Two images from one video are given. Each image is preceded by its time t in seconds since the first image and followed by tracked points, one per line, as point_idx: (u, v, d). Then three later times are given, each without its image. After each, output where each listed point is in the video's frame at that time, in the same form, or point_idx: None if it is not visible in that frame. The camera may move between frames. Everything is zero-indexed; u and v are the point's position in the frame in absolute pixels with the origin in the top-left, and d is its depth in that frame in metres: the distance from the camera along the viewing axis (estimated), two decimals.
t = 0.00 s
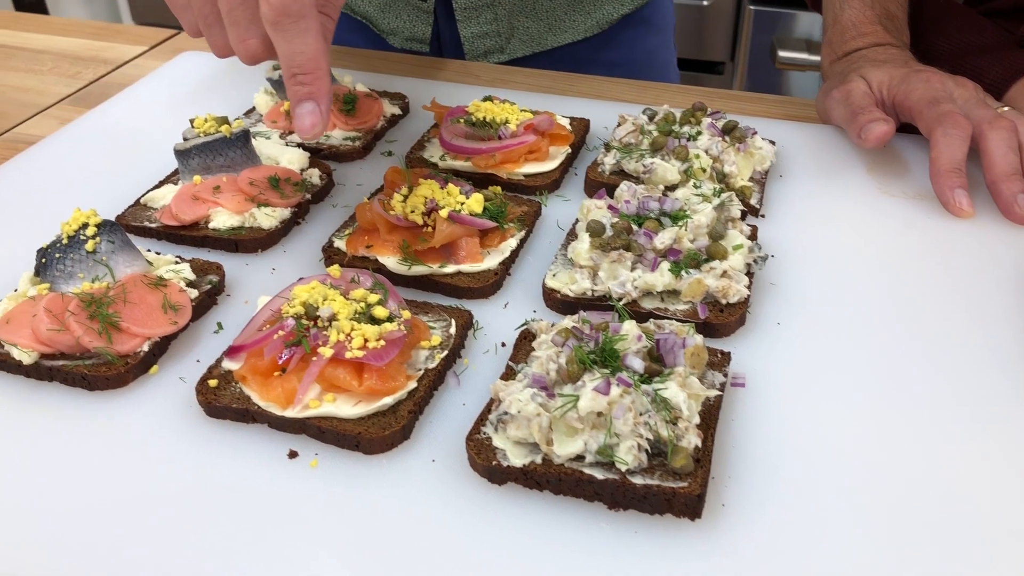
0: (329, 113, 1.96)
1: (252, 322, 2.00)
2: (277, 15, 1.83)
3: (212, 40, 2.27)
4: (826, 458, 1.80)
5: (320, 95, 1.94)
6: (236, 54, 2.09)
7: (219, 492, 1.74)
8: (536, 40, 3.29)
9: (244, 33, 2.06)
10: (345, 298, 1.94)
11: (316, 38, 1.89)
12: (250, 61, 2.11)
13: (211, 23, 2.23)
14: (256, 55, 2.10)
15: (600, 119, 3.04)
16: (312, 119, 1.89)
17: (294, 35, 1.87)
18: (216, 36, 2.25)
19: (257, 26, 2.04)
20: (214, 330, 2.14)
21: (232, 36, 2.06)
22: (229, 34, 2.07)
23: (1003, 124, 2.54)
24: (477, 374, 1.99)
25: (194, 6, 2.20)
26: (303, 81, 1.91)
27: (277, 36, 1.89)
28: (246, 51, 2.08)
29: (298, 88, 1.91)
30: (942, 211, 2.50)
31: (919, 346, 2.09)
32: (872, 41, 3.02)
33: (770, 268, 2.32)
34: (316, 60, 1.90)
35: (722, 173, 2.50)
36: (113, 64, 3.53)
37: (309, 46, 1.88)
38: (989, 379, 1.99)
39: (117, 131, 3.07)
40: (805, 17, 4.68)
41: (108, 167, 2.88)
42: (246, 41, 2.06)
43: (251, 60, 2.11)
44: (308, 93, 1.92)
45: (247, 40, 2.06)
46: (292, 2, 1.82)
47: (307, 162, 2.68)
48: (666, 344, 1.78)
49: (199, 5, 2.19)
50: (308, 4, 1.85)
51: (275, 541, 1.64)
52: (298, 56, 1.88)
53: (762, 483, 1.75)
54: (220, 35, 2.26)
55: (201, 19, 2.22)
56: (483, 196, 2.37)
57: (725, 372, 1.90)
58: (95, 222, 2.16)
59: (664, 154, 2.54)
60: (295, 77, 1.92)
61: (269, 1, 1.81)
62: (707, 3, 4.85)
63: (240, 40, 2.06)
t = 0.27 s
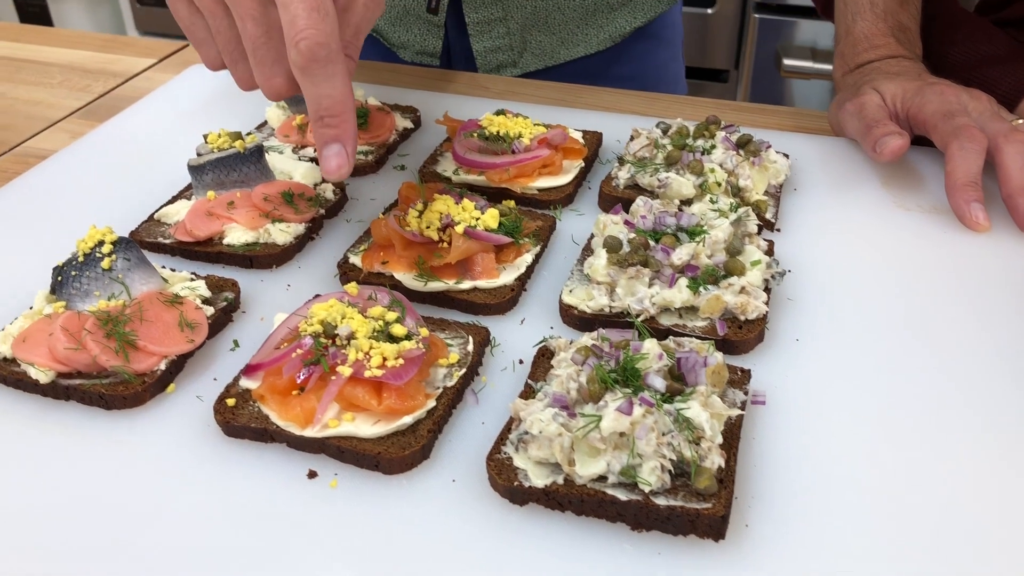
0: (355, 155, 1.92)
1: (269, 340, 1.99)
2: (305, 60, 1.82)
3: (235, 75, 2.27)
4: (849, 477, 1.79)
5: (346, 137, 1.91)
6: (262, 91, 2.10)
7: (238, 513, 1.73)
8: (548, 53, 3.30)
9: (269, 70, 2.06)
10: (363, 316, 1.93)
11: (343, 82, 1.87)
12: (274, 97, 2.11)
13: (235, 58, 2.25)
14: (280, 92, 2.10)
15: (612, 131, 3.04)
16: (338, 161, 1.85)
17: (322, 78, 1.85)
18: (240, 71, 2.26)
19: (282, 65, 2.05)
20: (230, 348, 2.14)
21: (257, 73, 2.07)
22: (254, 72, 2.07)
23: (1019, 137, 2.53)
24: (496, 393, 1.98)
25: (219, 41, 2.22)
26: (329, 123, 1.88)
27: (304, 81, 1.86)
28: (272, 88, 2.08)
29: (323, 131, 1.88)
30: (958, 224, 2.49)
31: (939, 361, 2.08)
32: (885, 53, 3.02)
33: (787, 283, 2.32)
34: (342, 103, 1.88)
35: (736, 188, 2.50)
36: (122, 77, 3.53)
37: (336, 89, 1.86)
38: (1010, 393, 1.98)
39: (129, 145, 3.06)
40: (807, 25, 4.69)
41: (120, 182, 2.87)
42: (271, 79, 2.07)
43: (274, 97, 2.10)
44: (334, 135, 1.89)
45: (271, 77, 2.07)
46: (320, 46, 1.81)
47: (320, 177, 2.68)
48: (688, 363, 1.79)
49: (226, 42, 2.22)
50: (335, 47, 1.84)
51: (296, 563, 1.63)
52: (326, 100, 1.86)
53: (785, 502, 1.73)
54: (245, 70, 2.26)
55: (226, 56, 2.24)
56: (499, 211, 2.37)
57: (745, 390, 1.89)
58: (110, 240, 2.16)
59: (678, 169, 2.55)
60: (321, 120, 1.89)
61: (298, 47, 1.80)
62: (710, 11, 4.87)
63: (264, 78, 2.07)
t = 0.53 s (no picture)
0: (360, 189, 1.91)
1: (278, 355, 1.99)
2: (312, 95, 1.80)
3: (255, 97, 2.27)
4: (863, 492, 1.78)
5: (352, 171, 1.90)
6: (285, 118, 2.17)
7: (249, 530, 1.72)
8: (553, 62, 3.28)
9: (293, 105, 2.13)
10: (373, 331, 1.93)
11: (350, 116, 1.86)
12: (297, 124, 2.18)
13: (253, 83, 2.23)
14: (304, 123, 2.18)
15: (618, 142, 3.03)
16: (344, 195, 1.84)
17: (328, 111, 1.83)
18: (259, 94, 2.26)
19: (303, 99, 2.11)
20: (239, 363, 2.13)
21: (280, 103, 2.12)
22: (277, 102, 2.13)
23: None
24: (506, 408, 1.97)
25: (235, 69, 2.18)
26: (335, 157, 1.88)
27: (311, 115, 1.84)
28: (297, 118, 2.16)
29: (330, 165, 1.88)
30: (966, 236, 2.49)
31: (950, 373, 2.06)
32: (891, 64, 3.02)
33: (796, 296, 2.31)
34: (350, 137, 1.86)
35: (744, 200, 2.51)
36: (127, 88, 3.52)
37: (343, 124, 1.85)
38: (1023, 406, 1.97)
39: (134, 157, 3.06)
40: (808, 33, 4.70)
41: (126, 195, 2.87)
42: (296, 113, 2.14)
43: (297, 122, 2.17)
44: (340, 169, 1.88)
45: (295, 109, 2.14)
46: (327, 79, 1.79)
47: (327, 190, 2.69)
48: (701, 379, 1.78)
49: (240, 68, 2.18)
50: (342, 81, 1.82)
51: None
52: (333, 136, 1.85)
53: (799, 518, 1.72)
54: (262, 94, 2.27)
55: (242, 79, 2.21)
56: (507, 224, 2.37)
57: (757, 406, 1.89)
58: (118, 255, 2.15)
59: (687, 181, 2.55)
60: (328, 154, 1.88)
61: (305, 82, 1.78)
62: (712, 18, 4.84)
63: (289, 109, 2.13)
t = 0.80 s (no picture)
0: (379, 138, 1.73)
1: (289, 364, 1.99)
2: (323, 34, 1.62)
3: (271, 71, 2.22)
4: (877, 500, 1.77)
5: (370, 117, 1.71)
6: (301, 79, 2.06)
7: (262, 539, 1.71)
8: (557, 71, 3.29)
9: (311, 59, 2.03)
10: (384, 340, 1.93)
11: (367, 56, 1.67)
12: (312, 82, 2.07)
13: (270, 51, 2.18)
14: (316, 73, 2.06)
15: (625, 148, 3.03)
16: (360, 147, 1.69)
17: (342, 53, 1.65)
18: (275, 63, 2.20)
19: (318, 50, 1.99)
20: (248, 371, 2.13)
21: (296, 62, 2.02)
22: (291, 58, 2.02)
23: None
24: (517, 416, 1.97)
25: (249, 32, 2.14)
26: (353, 103, 1.69)
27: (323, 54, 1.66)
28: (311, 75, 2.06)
29: (345, 111, 1.70)
30: (974, 243, 2.49)
31: (961, 380, 2.06)
32: (896, 71, 3.03)
33: (806, 304, 2.31)
34: (365, 78, 1.67)
35: (752, 208, 2.51)
36: (131, 96, 3.52)
37: (358, 64, 1.66)
38: None
39: (139, 165, 3.06)
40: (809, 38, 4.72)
41: (132, 203, 2.86)
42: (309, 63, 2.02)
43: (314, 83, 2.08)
44: (357, 117, 1.70)
45: (314, 65, 2.04)
46: (341, 17, 1.61)
47: (335, 198, 2.69)
48: (713, 387, 1.78)
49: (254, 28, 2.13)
50: (357, 15, 1.62)
51: None
52: (348, 76, 1.67)
53: (813, 526, 1.72)
54: (281, 66, 2.21)
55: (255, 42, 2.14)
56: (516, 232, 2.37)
57: (769, 414, 1.89)
58: (128, 263, 2.15)
59: (694, 188, 2.55)
60: (344, 99, 1.70)
61: (319, 18, 1.61)
62: (712, 24, 4.85)
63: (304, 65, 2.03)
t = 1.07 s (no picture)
0: (416, 168, 1.89)
1: (287, 370, 1.97)
2: (369, 69, 1.82)
3: (303, 84, 2.39)
4: (881, 507, 1.76)
5: (408, 150, 1.89)
6: (336, 100, 2.26)
7: (260, 548, 1.69)
8: (555, 75, 3.27)
9: (344, 80, 2.21)
10: (383, 346, 1.91)
11: (406, 95, 1.87)
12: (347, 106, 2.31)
13: (304, 70, 2.35)
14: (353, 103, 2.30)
15: (625, 152, 3.02)
16: (399, 173, 1.83)
17: (386, 90, 1.85)
18: (310, 81, 2.37)
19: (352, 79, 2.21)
20: (246, 378, 2.11)
21: (332, 86, 2.22)
22: (327, 83, 2.23)
23: None
24: (517, 424, 1.96)
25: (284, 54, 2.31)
26: (392, 135, 1.87)
27: (368, 93, 1.87)
28: (345, 98, 2.25)
29: (386, 142, 1.87)
30: (976, 248, 2.48)
31: (964, 385, 2.05)
32: (897, 75, 3.02)
33: (808, 309, 2.30)
34: (406, 115, 1.87)
35: (752, 213, 2.50)
36: (128, 100, 3.50)
37: (400, 100, 1.86)
38: None
39: (137, 169, 3.04)
40: (806, 41, 4.71)
41: (129, 207, 2.84)
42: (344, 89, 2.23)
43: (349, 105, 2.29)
44: (397, 147, 1.87)
45: (346, 86, 2.22)
46: (385, 56, 1.81)
47: (333, 203, 2.67)
48: (715, 395, 1.76)
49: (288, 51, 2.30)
50: (400, 57, 1.84)
51: None
52: (390, 111, 1.86)
53: (817, 534, 1.70)
54: (313, 80, 2.37)
55: (293, 67, 2.34)
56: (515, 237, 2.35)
57: (772, 421, 1.87)
58: (125, 269, 2.14)
59: (694, 193, 2.55)
60: (385, 132, 1.88)
61: (364, 57, 1.80)
62: (710, 27, 4.84)
63: (339, 90, 2.22)
